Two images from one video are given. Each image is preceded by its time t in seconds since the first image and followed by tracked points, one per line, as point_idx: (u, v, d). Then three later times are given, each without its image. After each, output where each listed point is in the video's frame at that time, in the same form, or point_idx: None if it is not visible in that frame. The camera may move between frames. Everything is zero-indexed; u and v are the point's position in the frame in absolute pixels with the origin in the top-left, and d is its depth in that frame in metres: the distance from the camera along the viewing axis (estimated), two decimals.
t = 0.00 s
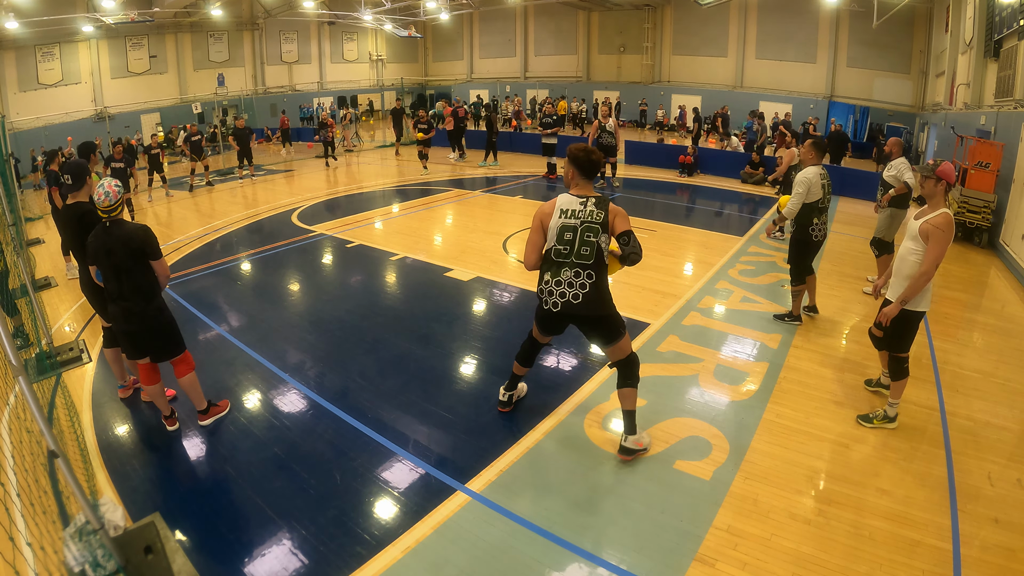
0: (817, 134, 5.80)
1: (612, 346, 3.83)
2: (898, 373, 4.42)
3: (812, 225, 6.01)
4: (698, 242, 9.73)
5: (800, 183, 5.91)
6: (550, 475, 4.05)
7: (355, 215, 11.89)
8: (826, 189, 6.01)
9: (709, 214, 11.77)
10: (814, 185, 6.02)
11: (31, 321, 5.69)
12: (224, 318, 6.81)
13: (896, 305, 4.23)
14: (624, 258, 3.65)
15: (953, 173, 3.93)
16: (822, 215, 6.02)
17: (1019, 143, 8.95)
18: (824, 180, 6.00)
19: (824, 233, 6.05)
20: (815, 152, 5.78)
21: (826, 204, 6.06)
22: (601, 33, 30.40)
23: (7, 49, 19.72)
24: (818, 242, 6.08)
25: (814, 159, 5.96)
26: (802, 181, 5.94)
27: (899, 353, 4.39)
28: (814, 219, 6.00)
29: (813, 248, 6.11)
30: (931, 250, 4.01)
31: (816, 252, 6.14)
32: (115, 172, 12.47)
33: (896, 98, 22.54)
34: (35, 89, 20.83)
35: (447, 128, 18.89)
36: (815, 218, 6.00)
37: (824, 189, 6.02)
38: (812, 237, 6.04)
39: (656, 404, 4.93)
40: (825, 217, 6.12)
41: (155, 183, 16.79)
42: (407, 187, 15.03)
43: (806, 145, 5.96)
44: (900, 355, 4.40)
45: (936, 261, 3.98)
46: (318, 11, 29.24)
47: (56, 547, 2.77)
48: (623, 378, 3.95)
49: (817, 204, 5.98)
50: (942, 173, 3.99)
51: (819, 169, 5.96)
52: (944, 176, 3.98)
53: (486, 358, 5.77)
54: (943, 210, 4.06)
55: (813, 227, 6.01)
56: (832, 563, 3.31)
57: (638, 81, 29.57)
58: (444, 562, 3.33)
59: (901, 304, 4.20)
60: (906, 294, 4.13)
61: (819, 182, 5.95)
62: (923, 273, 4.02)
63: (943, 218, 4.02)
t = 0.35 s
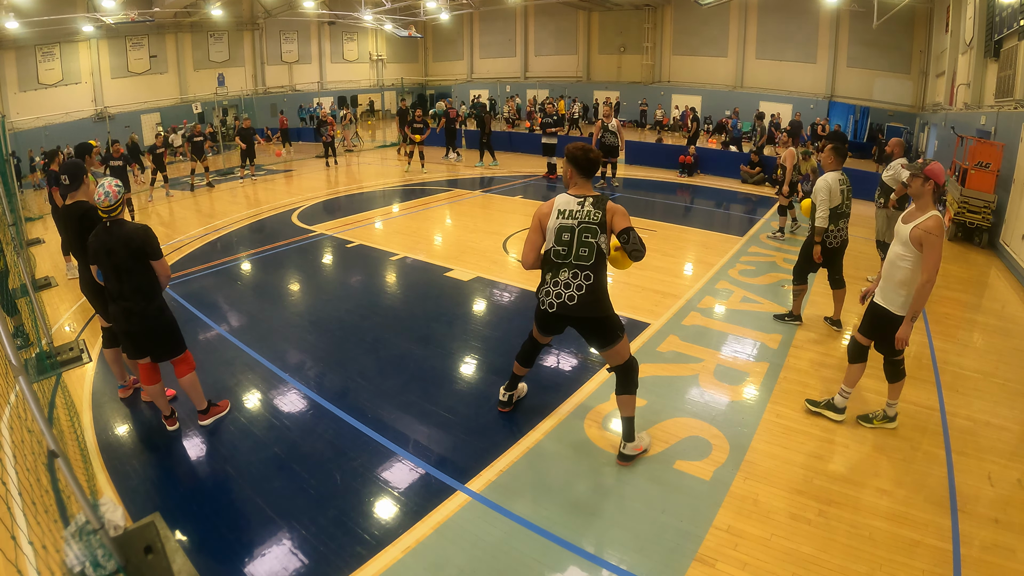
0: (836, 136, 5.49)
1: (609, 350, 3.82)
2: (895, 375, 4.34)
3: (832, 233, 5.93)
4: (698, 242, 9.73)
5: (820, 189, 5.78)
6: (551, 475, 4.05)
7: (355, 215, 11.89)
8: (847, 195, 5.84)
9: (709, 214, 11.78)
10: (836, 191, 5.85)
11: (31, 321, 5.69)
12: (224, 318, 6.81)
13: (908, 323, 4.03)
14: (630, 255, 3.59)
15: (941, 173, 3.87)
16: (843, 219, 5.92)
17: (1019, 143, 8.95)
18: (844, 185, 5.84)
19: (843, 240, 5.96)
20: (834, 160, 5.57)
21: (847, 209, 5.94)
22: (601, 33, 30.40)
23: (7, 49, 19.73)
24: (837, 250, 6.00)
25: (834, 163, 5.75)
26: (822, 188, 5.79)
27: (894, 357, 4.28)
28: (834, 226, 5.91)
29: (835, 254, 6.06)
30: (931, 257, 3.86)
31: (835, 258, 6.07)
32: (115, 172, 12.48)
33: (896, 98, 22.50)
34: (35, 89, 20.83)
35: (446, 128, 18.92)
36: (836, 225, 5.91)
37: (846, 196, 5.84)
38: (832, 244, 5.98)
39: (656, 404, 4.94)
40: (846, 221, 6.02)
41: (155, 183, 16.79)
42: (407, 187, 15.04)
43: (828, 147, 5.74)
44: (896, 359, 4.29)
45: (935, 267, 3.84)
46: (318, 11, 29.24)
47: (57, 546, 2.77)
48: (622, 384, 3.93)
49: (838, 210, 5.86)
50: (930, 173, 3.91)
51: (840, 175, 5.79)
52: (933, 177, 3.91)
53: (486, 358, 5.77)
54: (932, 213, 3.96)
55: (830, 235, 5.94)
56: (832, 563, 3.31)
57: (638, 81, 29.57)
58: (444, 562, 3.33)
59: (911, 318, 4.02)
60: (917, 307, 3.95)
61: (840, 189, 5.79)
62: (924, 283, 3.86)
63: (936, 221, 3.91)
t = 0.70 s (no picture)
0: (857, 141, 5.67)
1: (608, 348, 3.82)
2: (862, 380, 4.35)
3: (851, 235, 5.91)
4: (698, 242, 9.74)
5: (841, 190, 5.83)
6: (550, 475, 4.06)
7: (355, 215, 11.90)
8: (868, 197, 5.89)
9: (709, 215, 11.75)
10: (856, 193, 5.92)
11: (31, 321, 5.69)
12: (224, 318, 6.81)
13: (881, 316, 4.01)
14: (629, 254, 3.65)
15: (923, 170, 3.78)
16: (864, 224, 5.88)
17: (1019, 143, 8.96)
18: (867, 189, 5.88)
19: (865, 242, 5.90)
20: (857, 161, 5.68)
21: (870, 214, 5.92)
22: (601, 33, 30.40)
23: (7, 49, 19.72)
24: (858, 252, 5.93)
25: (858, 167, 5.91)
26: (842, 189, 5.85)
27: (859, 359, 4.19)
28: (854, 228, 5.87)
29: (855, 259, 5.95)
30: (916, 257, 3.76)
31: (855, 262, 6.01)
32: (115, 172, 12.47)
33: (896, 99, 22.52)
34: (35, 89, 20.82)
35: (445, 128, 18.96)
36: (856, 227, 5.87)
37: (866, 197, 5.90)
38: (852, 247, 5.92)
39: (656, 404, 4.94)
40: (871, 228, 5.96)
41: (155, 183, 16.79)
42: (407, 187, 15.04)
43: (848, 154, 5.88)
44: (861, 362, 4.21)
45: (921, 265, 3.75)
46: (318, 11, 29.23)
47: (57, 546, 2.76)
48: (619, 384, 3.92)
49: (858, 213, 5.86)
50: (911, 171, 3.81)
51: (860, 176, 5.88)
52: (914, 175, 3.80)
53: (487, 358, 5.77)
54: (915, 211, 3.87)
55: (852, 236, 5.90)
56: (832, 563, 3.31)
57: (638, 81, 29.56)
58: (444, 562, 3.33)
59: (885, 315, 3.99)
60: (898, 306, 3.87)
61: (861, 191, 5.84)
62: (907, 283, 3.78)
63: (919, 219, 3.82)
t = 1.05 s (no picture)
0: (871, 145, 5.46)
1: (607, 348, 3.82)
2: (842, 397, 3.99)
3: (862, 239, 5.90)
4: (699, 242, 9.74)
5: (853, 194, 5.77)
6: (550, 475, 4.06)
7: (355, 215, 11.90)
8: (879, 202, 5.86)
9: (709, 215, 11.75)
10: (867, 198, 5.90)
11: (32, 321, 5.68)
12: (224, 318, 6.81)
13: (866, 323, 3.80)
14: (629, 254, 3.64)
15: (915, 171, 3.68)
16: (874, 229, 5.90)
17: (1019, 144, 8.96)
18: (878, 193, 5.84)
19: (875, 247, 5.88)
20: (872, 166, 5.61)
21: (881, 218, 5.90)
22: (601, 33, 30.40)
23: (7, 49, 19.72)
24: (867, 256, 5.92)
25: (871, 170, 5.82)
26: (853, 192, 5.79)
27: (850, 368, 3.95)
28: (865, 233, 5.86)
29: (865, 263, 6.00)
30: (892, 254, 3.65)
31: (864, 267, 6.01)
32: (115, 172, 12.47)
33: (896, 98, 22.52)
34: (35, 89, 20.83)
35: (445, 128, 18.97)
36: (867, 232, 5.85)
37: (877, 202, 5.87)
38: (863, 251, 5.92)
39: (656, 403, 4.94)
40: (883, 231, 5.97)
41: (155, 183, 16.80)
42: (407, 187, 15.05)
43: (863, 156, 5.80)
44: (845, 374, 3.96)
45: (898, 263, 3.63)
46: (318, 11, 29.22)
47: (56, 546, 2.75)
48: (619, 385, 3.93)
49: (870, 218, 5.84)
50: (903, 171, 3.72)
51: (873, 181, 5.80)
52: (904, 175, 3.72)
53: (487, 358, 5.77)
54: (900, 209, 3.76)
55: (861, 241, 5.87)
56: (832, 563, 3.31)
57: (638, 81, 29.56)
58: (445, 562, 3.33)
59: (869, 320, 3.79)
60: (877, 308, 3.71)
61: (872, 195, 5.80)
62: (886, 283, 3.65)
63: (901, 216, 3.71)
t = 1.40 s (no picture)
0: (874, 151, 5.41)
1: (606, 348, 3.82)
2: (854, 412, 3.78)
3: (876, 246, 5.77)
4: (699, 242, 9.74)
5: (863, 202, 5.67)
6: (551, 475, 4.06)
7: (355, 215, 11.89)
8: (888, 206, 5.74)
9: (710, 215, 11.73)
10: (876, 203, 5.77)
11: (31, 321, 5.68)
12: (224, 318, 6.81)
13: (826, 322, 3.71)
14: (628, 254, 3.62)
15: (915, 177, 3.46)
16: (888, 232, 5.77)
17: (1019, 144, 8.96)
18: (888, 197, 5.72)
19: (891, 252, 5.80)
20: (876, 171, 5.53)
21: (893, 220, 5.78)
22: (601, 34, 30.40)
23: (7, 49, 19.71)
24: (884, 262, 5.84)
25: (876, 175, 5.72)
26: (862, 200, 5.69)
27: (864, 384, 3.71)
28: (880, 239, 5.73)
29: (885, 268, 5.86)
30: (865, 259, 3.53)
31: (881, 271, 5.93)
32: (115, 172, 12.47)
33: (896, 98, 22.53)
34: (36, 89, 20.83)
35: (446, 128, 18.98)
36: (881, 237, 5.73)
37: (888, 205, 5.76)
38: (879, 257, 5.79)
39: (656, 404, 4.94)
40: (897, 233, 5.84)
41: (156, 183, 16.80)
42: (407, 187, 15.05)
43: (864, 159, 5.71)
44: (859, 390, 3.72)
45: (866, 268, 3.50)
46: (318, 11, 29.23)
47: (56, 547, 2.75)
48: (619, 386, 3.91)
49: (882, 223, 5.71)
50: (903, 177, 3.52)
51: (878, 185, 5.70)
52: (905, 181, 3.51)
53: (487, 359, 5.77)
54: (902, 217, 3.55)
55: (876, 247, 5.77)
56: (833, 563, 3.31)
57: (638, 81, 29.57)
58: (444, 562, 3.33)
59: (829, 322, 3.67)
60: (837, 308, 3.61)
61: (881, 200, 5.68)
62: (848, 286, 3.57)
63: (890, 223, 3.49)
